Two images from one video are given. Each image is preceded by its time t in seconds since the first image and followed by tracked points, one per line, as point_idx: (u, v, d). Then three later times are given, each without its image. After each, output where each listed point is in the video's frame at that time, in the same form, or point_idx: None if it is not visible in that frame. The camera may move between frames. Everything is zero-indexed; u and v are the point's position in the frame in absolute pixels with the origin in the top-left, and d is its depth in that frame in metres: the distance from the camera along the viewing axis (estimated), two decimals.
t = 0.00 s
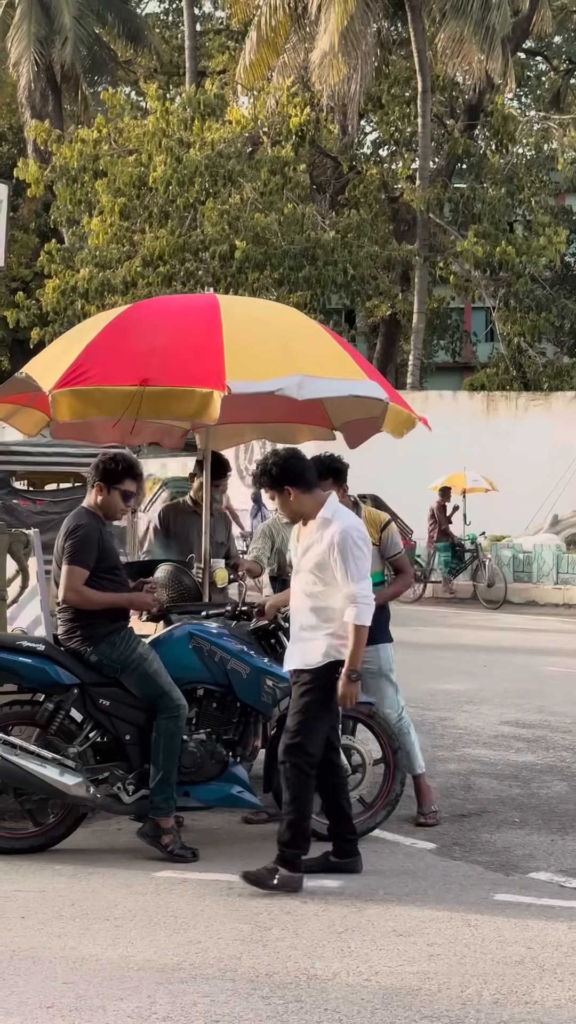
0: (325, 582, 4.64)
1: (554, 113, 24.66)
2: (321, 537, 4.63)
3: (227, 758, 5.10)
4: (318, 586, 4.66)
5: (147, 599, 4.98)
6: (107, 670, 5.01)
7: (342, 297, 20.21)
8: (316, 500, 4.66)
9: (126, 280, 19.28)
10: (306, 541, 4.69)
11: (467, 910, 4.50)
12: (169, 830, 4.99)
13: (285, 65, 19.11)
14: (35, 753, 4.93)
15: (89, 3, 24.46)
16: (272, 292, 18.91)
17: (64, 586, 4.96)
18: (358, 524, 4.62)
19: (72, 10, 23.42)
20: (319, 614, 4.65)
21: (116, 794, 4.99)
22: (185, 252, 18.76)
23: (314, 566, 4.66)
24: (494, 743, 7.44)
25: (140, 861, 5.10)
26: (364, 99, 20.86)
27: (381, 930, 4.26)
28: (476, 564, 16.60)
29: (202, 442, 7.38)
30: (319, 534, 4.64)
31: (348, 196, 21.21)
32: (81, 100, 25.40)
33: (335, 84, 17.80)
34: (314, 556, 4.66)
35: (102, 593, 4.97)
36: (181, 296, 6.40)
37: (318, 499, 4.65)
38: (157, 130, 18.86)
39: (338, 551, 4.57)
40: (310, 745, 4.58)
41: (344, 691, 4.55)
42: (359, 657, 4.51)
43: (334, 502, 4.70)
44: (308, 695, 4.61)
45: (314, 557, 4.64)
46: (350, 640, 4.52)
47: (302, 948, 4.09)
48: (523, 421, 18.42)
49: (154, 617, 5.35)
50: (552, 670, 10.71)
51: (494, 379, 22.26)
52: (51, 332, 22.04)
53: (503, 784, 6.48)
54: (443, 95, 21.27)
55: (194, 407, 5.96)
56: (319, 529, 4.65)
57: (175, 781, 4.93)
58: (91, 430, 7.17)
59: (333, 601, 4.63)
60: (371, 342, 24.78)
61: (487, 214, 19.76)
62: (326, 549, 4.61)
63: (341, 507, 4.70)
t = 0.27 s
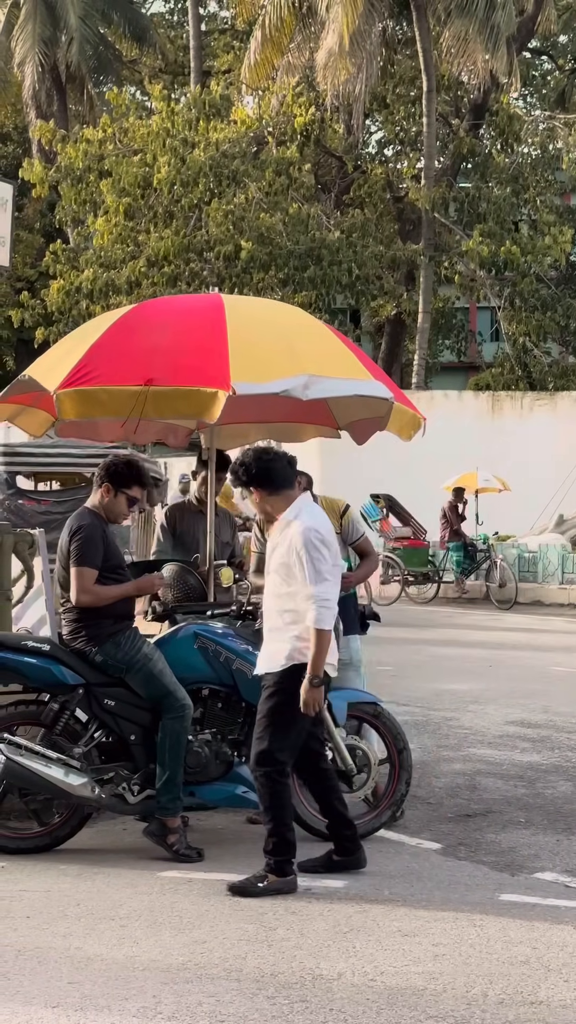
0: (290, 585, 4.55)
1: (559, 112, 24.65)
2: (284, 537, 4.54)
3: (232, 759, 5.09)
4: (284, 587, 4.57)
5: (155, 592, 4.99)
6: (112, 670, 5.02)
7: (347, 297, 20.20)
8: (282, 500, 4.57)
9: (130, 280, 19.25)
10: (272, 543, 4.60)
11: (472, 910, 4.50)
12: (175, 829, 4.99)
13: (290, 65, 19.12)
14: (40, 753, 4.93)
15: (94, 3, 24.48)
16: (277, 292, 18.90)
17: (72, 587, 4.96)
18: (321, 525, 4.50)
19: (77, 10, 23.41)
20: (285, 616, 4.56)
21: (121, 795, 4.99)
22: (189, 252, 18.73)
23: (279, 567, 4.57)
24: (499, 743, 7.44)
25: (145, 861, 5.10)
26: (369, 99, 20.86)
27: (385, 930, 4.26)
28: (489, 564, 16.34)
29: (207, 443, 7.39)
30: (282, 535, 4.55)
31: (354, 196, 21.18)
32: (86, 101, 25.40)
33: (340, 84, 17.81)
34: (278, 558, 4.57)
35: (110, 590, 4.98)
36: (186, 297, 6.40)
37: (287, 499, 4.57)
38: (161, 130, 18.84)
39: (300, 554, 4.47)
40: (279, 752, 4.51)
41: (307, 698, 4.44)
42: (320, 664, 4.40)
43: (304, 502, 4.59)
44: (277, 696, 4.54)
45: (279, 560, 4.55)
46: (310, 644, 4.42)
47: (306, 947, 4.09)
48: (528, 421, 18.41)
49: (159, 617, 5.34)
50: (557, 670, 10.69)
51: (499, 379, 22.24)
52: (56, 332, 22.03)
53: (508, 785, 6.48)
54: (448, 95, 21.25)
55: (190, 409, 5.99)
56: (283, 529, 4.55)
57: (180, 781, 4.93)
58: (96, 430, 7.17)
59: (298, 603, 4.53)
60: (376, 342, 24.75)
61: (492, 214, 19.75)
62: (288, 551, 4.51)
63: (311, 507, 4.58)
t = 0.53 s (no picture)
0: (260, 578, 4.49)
1: (566, 112, 24.63)
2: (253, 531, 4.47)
3: (238, 758, 5.08)
4: (256, 580, 4.51)
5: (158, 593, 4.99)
6: (119, 670, 5.02)
7: (352, 297, 20.18)
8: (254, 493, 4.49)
9: (136, 280, 19.22)
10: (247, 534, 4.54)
11: (478, 910, 4.49)
12: (182, 829, 4.99)
13: (296, 65, 19.12)
14: (47, 753, 4.94)
15: (100, 3, 24.47)
16: (282, 292, 18.90)
17: (78, 587, 4.96)
18: (286, 518, 4.40)
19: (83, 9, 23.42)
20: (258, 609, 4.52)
21: (127, 794, 4.99)
22: (195, 252, 18.72)
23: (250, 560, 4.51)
24: (506, 743, 7.43)
25: (151, 860, 5.10)
26: (375, 98, 20.85)
27: (391, 930, 4.26)
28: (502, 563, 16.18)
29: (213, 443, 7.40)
30: (252, 528, 4.47)
31: (360, 196, 21.15)
32: (92, 101, 25.41)
33: (346, 84, 17.78)
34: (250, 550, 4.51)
35: (116, 589, 4.98)
36: (192, 296, 6.39)
37: (261, 493, 4.49)
38: (167, 129, 18.83)
39: (263, 548, 4.40)
40: (281, 754, 4.48)
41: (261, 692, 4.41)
42: (274, 657, 4.36)
43: (277, 494, 4.48)
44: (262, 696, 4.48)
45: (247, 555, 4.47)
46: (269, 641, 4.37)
47: (313, 948, 4.08)
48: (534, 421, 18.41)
49: (165, 616, 5.33)
50: (564, 671, 10.67)
51: (506, 378, 22.22)
52: (62, 331, 22.03)
53: (515, 784, 6.47)
54: (454, 95, 21.27)
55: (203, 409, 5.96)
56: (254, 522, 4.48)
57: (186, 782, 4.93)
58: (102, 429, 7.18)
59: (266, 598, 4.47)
60: (382, 341, 24.74)
61: (498, 213, 19.73)
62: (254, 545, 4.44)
63: (281, 499, 4.48)
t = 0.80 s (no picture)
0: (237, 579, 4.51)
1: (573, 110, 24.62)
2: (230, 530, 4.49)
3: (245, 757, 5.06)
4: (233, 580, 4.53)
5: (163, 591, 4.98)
6: (125, 669, 5.02)
7: (359, 296, 20.18)
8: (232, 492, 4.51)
9: (143, 279, 19.22)
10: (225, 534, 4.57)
11: (485, 910, 4.48)
12: (190, 828, 4.94)
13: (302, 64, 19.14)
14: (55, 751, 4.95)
15: (107, 3, 24.50)
16: (289, 291, 18.90)
17: (85, 587, 4.96)
18: (261, 518, 4.41)
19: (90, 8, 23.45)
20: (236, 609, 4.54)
21: (135, 793, 5.03)
22: (202, 251, 18.73)
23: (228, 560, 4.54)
24: (514, 743, 7.42)
25: (159, 859, 5.11)
26: (382, 97, 20.86)
27: (398, 930, 4.25)
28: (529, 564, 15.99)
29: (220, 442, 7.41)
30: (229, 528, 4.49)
31: (366, 194, 21.14)
32: (99, 100, 25.43)
33: (353, 83, 17.78)
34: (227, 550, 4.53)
35: (123, 588, 4.98)
36: (199, 296, 6.40)
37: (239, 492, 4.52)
38: (174, 129, 18.82)
39: (238, 548, 4.42)
40: (278, 753, 4.50)
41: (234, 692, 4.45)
42: (244, 657, 4.38)
43: (255, 495, 4.50)
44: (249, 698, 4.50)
45: (224, 554, 4.49)
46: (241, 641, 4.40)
47: (320, 947, 4.08)
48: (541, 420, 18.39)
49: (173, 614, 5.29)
50: (571, 670, 10.65)
51: (513, 377, 22.20)
52: (69, 331, 22.04)
53: (523, 784, 6.46)
54: (460, 93, 21.27)
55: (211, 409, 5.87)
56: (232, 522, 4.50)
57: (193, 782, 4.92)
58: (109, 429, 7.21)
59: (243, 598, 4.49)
60: (389, 340, 24.73)
61: (505, 212, 19.73)
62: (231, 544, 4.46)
63: (260, 499, 4.50)
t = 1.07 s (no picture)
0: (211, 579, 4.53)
1: None
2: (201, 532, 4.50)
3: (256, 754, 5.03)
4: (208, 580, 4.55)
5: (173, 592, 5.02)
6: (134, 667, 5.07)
7: (368, 295, 20.16)
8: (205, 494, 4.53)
9: (152, 279, 19.23)
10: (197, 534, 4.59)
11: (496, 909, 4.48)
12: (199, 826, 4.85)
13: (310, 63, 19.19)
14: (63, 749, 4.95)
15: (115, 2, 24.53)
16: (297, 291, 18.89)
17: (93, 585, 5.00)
18: (230, 518, 4.41)
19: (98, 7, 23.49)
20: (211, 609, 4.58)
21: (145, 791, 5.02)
22: (210, 250, 18.75)
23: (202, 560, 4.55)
24: (523, 742, 7.41)
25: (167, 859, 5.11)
26: (390, 95, 20.86)
27: (407, 929, 4.24)
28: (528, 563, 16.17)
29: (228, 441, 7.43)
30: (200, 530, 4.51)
31: (375, 193, 21.12)
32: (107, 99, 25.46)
33: (362, 83, 17.75)
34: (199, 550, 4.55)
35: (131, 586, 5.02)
36: (207, 296, 6.41)
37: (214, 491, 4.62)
38: (183, 128, 18.82)
39: (209, 550, 4.43)
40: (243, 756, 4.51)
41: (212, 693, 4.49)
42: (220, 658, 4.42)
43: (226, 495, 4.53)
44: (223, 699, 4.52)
45: (194, 557, 4.51)
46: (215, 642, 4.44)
47: (329, 946, 4.08)
48: (550, 418, 18.35)
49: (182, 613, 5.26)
50: None
51: (522, 375, 22.18)
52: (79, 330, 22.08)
53: (533, 782, 6.45)
54: (469, 91, 21.27)
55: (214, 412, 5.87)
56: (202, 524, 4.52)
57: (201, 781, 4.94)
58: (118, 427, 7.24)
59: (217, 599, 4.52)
60: (398, 338, 24.73)
61: (514, 210, 19.71)
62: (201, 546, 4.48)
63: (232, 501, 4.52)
